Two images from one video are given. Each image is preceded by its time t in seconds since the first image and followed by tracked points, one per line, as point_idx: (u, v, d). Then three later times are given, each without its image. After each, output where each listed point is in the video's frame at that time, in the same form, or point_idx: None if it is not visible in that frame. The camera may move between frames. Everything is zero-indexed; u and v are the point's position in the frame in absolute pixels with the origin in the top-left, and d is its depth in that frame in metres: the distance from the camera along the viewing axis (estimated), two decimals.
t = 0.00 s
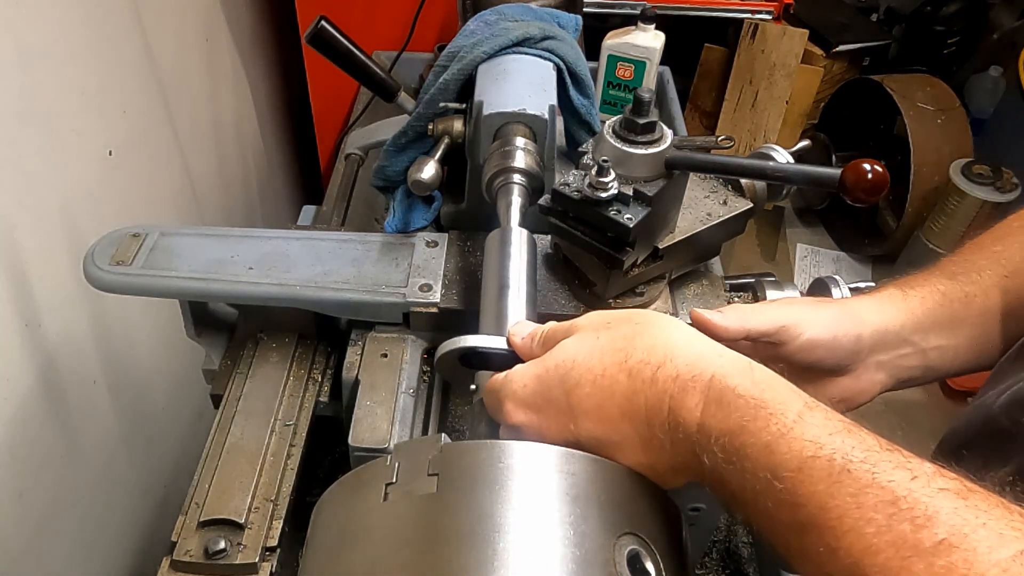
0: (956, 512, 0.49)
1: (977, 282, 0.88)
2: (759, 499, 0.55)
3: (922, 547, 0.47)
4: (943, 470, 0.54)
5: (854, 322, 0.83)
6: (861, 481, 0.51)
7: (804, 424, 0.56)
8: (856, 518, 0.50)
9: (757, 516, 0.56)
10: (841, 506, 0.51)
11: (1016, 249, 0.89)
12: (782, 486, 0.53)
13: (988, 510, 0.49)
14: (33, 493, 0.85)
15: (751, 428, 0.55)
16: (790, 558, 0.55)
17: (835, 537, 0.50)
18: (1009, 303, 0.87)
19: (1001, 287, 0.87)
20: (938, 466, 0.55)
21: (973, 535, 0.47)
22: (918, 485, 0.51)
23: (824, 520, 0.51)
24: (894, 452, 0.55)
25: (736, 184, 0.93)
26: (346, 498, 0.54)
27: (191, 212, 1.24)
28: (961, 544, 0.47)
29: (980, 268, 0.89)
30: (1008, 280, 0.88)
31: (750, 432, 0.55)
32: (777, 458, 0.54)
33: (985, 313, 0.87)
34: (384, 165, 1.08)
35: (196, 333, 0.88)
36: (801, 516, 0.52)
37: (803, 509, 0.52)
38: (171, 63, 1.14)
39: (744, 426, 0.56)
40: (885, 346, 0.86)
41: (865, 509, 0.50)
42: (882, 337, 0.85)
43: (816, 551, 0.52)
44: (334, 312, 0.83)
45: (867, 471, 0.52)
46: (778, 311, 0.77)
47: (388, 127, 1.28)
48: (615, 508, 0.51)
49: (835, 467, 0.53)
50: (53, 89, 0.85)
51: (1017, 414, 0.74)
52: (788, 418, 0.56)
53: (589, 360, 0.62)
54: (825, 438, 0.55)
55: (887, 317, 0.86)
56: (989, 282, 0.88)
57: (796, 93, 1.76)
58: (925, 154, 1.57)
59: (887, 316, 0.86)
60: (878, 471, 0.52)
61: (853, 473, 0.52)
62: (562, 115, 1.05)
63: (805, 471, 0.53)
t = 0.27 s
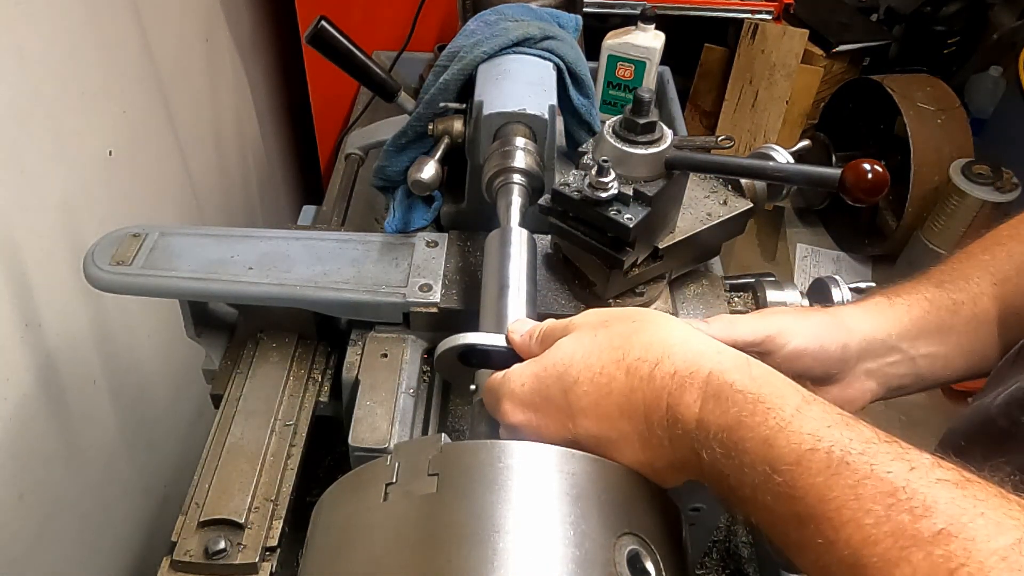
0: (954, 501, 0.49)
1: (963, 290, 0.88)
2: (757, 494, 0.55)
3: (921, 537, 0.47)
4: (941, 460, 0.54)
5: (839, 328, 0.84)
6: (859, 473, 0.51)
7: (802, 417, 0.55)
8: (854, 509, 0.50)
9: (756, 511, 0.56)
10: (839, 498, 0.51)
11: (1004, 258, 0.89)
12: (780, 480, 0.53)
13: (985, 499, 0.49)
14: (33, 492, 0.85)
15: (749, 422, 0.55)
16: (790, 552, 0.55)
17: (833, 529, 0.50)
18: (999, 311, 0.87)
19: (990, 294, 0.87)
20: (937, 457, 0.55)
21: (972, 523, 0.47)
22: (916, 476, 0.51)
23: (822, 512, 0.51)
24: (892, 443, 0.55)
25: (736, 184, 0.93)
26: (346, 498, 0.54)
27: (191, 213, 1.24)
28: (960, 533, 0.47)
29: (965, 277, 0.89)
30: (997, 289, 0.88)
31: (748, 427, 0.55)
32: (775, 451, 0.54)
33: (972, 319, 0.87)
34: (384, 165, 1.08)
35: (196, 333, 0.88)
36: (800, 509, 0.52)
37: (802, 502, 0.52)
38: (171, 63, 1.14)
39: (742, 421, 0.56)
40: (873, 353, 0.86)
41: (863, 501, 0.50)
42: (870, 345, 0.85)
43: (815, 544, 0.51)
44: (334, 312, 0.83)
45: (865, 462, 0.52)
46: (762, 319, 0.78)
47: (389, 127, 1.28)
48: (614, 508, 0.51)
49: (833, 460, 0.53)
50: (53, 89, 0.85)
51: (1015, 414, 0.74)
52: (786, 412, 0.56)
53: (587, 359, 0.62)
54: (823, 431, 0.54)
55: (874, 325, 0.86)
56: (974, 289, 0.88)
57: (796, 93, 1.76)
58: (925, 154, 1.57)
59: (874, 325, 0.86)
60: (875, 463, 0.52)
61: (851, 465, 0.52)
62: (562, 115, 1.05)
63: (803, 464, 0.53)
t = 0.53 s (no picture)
0: (953, 503, 0.49)
1: (953, 296, 0.89)
2: (755, 495, 0.55)
3: (919, 539, 0.47)
4: (939, 463, 0.54)
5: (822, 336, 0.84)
6: (857, 475, 0.51)
7: (801, 419, 0.55)
8: (853, 511, 0.50)
9: (753, 511, 0.56)
10: (837, 499, 0.51)
11: (997, 266, 0.90)
12: (779, 481, 0.53)
13: (983, 501, 0.50)
14: (34, 493, 0.85)
15: (747, 424, 0.55)
16: (786, 552, 0.55)
17: (832, 530, 0.50)
18: (993, 314, 0.87)
19: (982, 297, 0.88)
20: (935, 459, 0.55)
21: (970, 525, 0.47)
22: (914, 478, 0.51)
23: (820, 513, 0.51)
24: (891, 446, 0.55)
25: (736, 184, 0.93)
26: (346, 498, 0.54)
27: (191, 213, 1.24)
28: (958, 535, 0.47)
29: (956, 284, 0.90)
30: (989, 292, 0.88)
31: (747, 429, 0.55)
32: (773, 453, 0.54)
33: (961, 322, 0.87)
34: (384, 165, 1.08)
35: (196, 333, 0.88)
36: (798, 510, 0.52)
37: (800, 504, 0.52)
38: (171, 62, 1.14)
39: (741, 423, 0.56)
40: (861, 357, 0.86)
41: (862, 502, 0.50)
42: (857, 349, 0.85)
43: (813, 545, 0.52)
44: (334, 312, 0.83)
45: (863, 465, 0.52)
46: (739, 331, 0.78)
47: (388, 127, 1.28)
48: (615, 508, 0.51)
49: (831, 462, 0.53)
50: (53, 89, 0.85)
51: (1018, 416, 0.74)
52: (784, 414, 0.56)
53: (586, 360, 0.61)
54: (821, 433, 0.55)
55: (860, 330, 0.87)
56: (964, 293, 0.88)
57: (796, 92, 1.76)
58: (924, 154, 1.57)
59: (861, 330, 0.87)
60: (874, 465, 0.52)
61: (849, 467, 0.52)
62: (562, 115, 1.05)
63: (801, 466, 0.53)
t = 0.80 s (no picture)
0: (952, 508, 0.49)
1: (954, 308, 0.90)
2: (754, 498, 0.55)
3: (919, 543, 0.48)
4: (938, 467, 0.54)
5: (823, 345, 0.83)
6: (857, 479, 0.52)
7: (801, 423, 0.56)
8: (852, 515, 0.50)
9: (752, 513, 0.56)
10: (837, 503, 0.51)
11: (999, 279, 0.91)
12: (778, 484, 0.53)
13: (983, 505, 0.50)
14: (34, 492, 0.85)
15: (748, 428, 0.55)
16: (784, 554, 0.55)
17: (831, 533, 0.51)
18: (995, 326, 0.88)
19: (985, 308, 0.89)
20: (934, 463, 0.55)
21: (969, 530, 0.48)
22: (914, 482, 0.51)
23: (819, 517, 0.51)
24: (891, 450, 0.55)
25: (736, 184, 0.93)
26: (346, 497, 0.54)
27: (191, 213, 1.24)
28: (957, 539, 0.47)
29: (957, 296, 0.92)
30: (992, 303, 0.89)
31: (747, 432, 0.55)
32: (773, 456, 0.54)
33: (963, 333, 0.88)
34: (384, 165, 1.08)
35: (196, 332, 0.88)
36: (797, 514, 0.52)
37: (799, 507, 0.52)
38: (171, 62, 1.14)
39: (741, 426, 0.56)
40: (862, 366, 0.85)
41: (861, 506, 0.50)
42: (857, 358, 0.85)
43: (811, 548, 0.52)
44: (334, 312, 0.83)
45: (863, 469, 0.52)
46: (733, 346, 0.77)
47: (388, 127, 1.28)
48: (615, 509, 0.51)
49: (831, 465, 0.53)
50: (53, 89, 0.85)
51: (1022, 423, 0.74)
52: (784, 418, 0.56)
53: (587, 362, 0.61)
54: (821, 437, 0.55)
55: (861, 339, 0.86)
56: (966, 306, 0.90)
57: (796, 92, 1.76)
58: (924, 154, 1.57)
59: (862, 339, 0.86)
60: (873, 469, 0.52)
61: (849, 471, 0.52)
62: (562, 115, 1.05)
63: (801, 470, 0.53)
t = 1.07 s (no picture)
0: (951, 510, 0.49)
1: (950, 310, 0.90)
2: (753, 499, 0.55)
3: (917, 545, 0.48)
4: (937, 469, 0.54)
5: (822, 349, 0.83)
6: (857, 480, 0.52)
7: (800, 424, 0.56)
8: (851, 516, 0.50)
9: (751, 514, 0.56)
10: (837, 504, 0.51)
11: (997, 284, 0.91)
12: (778, 485, 0.53)
13: (982, 507, 0.50)
14: (33, 493, 0.85)
15: (747, 429, 0.55)
16: (783, 555, 0.55)
17: (829, 535, 0.51)
18: (991, 328, 0.88)
19: (981, 311, 0.89)
20: (933, 465, 0.55)
21: (968, 532, 0.48)
22: (913, 484, 0.51)
23: (819, 518, 0.51)
24: (890, 451, 0.55)
25: (736, 184, 0.93)
26: (347, 497, 0.54)
27: (191, 213, 1.24)
28: (955, 541, 0.47)
29: (954, 300, 0.92)
30: (987, 307, 0.89)
31: (747, 434, 0.55)
32: (773, 458, 0.54)
33: (959, 335, 0.88)
34: (384, 165, 1.08)
35: (196, 332, 0.88)
36: (796, 514, 0.52)
37: (799, 508, 0.52)
38: (171, 61, 1.14)
39: (741, 427, 0.56)
40: (855, 365, 0.85)
41: (860, 508, 0.50)
42: (851, 358, 0.85)
43: (810, 549, 0.52)
44: (334, 312, 0.83)
45: (863, 470, 0.52)
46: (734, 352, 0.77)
47: (388, 127, 1.28)
48: (615, 509, 0.51)
49: (830, 467, 0.53)
50: (53, 89, 0.85)
51: None
52: (784, 420, 0.56)
53: (587, 363, 0.61)
54: (821, 438, 0.55)
55: (857, 339, 0.86)
56: (962, 308, 0.90)
57: (796, 92, 1.76)
58: (924, 153, 1.57)
59: (857, 338, 0.86)
60: (873, 471, 0.52)
61: (848, 472, 0.52)
62: (562, 115, 1.05)
63: (801, 471, 0.53)
